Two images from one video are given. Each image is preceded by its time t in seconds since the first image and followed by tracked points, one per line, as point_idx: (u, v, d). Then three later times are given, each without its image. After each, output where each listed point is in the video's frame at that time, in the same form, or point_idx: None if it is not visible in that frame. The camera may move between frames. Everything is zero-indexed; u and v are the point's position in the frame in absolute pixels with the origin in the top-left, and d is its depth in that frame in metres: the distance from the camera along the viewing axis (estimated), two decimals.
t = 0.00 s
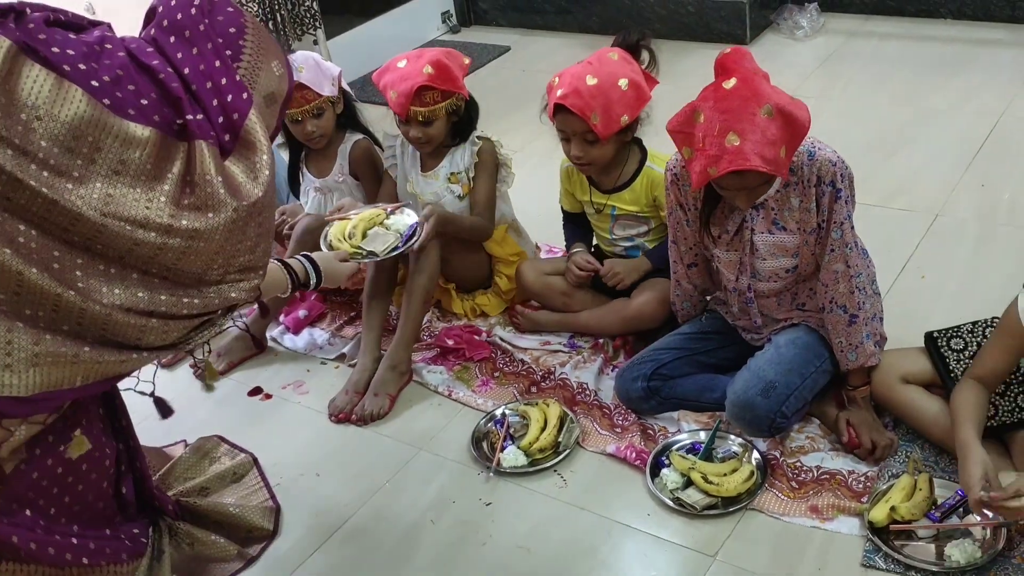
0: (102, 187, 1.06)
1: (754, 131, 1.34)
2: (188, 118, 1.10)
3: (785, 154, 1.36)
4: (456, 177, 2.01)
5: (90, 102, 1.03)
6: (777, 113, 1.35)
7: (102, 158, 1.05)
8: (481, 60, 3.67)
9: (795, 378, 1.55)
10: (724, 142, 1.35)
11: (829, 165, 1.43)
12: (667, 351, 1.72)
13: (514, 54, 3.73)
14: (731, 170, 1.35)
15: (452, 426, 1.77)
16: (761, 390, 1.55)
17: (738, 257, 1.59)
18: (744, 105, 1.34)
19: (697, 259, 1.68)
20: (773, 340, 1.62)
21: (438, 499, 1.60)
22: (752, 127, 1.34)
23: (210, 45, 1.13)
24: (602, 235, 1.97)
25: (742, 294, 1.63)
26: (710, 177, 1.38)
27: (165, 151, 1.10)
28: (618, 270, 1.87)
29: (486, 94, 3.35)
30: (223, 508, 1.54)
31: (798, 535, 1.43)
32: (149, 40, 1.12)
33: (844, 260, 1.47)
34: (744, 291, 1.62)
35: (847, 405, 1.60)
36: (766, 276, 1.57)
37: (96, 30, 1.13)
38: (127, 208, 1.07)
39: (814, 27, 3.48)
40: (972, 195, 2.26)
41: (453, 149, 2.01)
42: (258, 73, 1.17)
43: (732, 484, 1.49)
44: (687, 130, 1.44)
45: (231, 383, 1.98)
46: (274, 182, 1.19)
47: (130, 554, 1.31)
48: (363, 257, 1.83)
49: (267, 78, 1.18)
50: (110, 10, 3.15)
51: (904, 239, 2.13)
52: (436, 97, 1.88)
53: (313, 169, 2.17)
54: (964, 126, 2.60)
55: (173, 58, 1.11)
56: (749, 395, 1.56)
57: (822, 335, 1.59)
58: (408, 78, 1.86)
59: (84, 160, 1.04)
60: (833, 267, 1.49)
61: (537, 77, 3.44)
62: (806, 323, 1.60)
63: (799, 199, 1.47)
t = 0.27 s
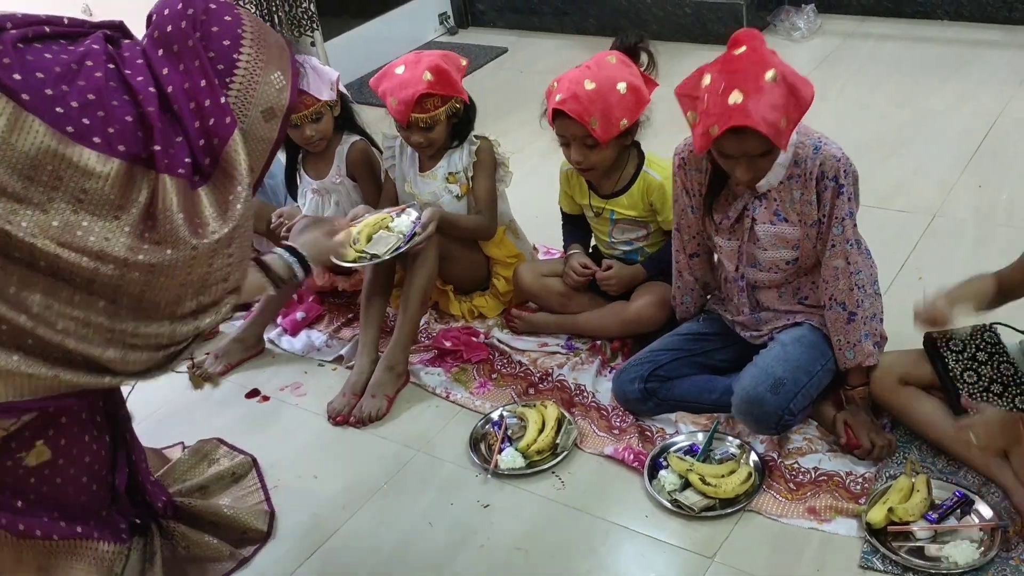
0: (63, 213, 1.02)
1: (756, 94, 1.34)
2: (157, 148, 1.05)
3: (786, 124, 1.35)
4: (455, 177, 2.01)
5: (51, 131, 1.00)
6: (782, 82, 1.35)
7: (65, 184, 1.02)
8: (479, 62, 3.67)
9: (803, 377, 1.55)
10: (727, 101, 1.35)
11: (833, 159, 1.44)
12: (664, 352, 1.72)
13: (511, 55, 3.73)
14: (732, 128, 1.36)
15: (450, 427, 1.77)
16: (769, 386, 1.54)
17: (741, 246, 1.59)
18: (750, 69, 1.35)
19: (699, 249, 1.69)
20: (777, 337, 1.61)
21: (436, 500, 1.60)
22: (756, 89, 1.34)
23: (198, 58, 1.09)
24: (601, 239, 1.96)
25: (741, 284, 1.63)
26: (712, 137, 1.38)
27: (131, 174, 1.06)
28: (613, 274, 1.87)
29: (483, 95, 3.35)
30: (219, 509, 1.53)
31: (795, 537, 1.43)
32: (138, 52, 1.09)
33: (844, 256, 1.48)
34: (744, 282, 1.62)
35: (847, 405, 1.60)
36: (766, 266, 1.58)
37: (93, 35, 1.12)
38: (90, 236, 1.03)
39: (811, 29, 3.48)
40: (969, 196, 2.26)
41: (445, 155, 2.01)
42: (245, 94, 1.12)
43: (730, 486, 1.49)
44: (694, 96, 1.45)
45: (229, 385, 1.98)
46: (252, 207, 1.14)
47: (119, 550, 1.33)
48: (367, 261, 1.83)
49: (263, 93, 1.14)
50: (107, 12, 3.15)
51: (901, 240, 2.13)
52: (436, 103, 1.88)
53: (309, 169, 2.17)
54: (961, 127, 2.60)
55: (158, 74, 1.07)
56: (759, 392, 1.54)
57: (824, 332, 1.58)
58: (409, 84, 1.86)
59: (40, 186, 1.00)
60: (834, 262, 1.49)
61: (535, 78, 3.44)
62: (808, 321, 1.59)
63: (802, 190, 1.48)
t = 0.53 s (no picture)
0: (20, 199, 1.05)
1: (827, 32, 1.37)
2: (118, 124, 1.08)
3: (845, 73, 1.38)
4: (459, 174, 2.01)
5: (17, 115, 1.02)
6: (846, 35, 1.39)
7: (21, 169, 1.04)
8: (478, 62, 3.67)
9: (825, 359, 1.54)
10: (801, 28, 1.37)
11: (870, 152, 1.46)
12: (668, 344, 1.72)
13: (510, 56, 3.73)
14: (795, 53, 1.37)
15: (450, 427, 1.77)
16: (792, 365, 1.53)
17: (765, 236, 1.60)
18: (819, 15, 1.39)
19: (717, 241, 1.70)
20: (793, 327, 1.60)
21: (435, 500, 1.60)
22: (826, 28, 1.37)
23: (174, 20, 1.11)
24: (604, 238, 1.96)
25: (761, 275, 1.63)
26: (769, 62, 1.39)
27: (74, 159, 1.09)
28: (613, 278, 1.87)
29: (482, 95, 3.35)
30: (216, 509, 1.55)
31: (795, 536, 1.43)
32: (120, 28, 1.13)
33: (873, 249, 1.49)
34: (764, 272, 1.62)
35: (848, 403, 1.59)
36: (789, 259, 1.58)
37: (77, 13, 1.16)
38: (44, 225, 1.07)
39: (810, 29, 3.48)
40: (969, 195, 2.26)
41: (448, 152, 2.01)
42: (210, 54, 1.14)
43: (729, 485, 1.49)
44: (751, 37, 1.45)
45: (228, 385, 1.97)
46: (214, 188, 1.18)
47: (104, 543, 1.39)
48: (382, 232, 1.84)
49: (220, 37, 1.15)
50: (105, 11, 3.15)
51: (901, 240, 2.13)
52: (438, 105, 1.88)
53: (308, 169, 2.17)
54: (960, 126, 2.60)
55: (134, 42, 1.10)
56: (780, 367, 1.53)
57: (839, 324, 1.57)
58: (410, 87, 1.86)
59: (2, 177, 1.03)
60: (862, 254, 1.50)
61: (534, 78, 3.44)
62: (824, 313, 1.58)
63: (837, 180, 1.49)
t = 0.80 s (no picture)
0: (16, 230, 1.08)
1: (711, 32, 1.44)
2: (118, 181, 1.12)
3: (725, 64, 1.42)
4: (460, 177, 2.01)
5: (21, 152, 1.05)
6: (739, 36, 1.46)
7: (24, 204, 1.08)
8: (478, 62, 3.67)
9: (808, 376, 1.53)
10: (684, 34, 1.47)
11: (802, 167, 1.47)
12: (665, 356, 1.71)
13: (510, 56, 3.74)
14: (670, 52, 1.47)
15: (450, 428, 1.77)
16: (775, 390, 1.53)
17: (719, 255, 1.61)
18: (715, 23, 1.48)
19: (682, 257, 1.70)
20: (776, 341, 1.61)
21: (435, 501, 1.60)
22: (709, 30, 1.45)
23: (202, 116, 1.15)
24: (606, 240, 1.96)
25: (729, 289, 1.65)
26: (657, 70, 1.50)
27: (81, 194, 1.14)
28: (612, 278, 1.87)
29: (482, 96, 3.35)
30: (210, 505, 1.56)
31: (794, 537, 1.43)
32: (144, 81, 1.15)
33: (828, 260, 1.48)
34: (731, 287, 1.64)
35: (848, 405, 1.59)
36: (747, 271, 1.59)
37: (108, 58, 1.16)
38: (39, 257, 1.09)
39: (810, 29, 3.48)
40: (968, 196, 2.27)
41: (451, 151, 2.02)
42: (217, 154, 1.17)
43: (729, 486, 1.49)
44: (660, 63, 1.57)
45: (228, 386, 1.98)
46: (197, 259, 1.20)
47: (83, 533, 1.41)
48: (394, 224, 1.86)
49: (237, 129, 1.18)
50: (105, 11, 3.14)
51: (901, 241, 2.13)
52: (437, 106, 1.88)
53: (309, 169, 2.17)
54: (960, 127, 2.61)
55: (151, 115, 1.12)
56: (764, 397, 1.52)
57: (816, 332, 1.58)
58: (408, 91, 1.86)
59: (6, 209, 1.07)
60: (819, 266, 1.49)
61: (534, 79, 3.44)
62: (802, 322, 1.59)
63: (775, 198, 1.50)
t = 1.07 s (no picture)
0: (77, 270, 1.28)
1: (629, 65, 1.44)
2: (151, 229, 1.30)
3: (640, 99, 1.42)
4: (459, 177, 2.01)
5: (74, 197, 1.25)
6: (664, 65, 1.43)
7: (77, 242, 1.28)
8: (476, 63, 3.67)
9: (783, 378, 1.54)
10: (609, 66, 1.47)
11: (741, 177, 1.48)
12: (656, 357, 1.72)
13: (508, 56, 3.74)
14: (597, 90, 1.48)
15: (447, 428, 1.77)
16: (750, 397, 1.54)
17: (678, 257, 1.63)
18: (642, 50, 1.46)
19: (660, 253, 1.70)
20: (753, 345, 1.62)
21: (433, 501, 1.60)
22: (630, 62, 1.44)
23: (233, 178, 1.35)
24: (603, 239, 1.97)
25: (695, 289, 1.66)
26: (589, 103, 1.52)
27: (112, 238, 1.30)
28: (606, 277, 1.88)
29: (480, 96, 3.35)
30: (206, 506, 1.57)
31: (791, 536, 1.43)
32: (169, 135, 1.33)
33: (780, 267, 1.49)
34: (697, 287, 1.65)
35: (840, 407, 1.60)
36: (710, 268, 1.61)
37: (146, 111, 1.35)
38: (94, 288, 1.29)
39: (807, 29, 3.49)
40: (965, 196, 2.27)
41: (452, 148, 2.01)
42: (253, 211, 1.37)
43: (727, 485, 1.49)
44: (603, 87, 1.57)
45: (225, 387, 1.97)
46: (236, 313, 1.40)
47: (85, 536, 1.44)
48: (399, 220, 1.86)
49: (258, 191, 1.37)
50: (101, 12, 3.13)
51: (898, 240, 2.13)
52: (437, 105, 1.88)
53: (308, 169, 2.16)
54: (957, 127, 2.61)
55: (179, 175, 1.31)
56: (738, 404, 1.55)
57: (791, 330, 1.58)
58: (408, 91, 1.86)
59: (62, 241, 1.27)
60: (771, 273, 1.50)
61: (532, 79, 3.44)
62: (777, 324, 1.60)
63: (719, 208, 1.52)
